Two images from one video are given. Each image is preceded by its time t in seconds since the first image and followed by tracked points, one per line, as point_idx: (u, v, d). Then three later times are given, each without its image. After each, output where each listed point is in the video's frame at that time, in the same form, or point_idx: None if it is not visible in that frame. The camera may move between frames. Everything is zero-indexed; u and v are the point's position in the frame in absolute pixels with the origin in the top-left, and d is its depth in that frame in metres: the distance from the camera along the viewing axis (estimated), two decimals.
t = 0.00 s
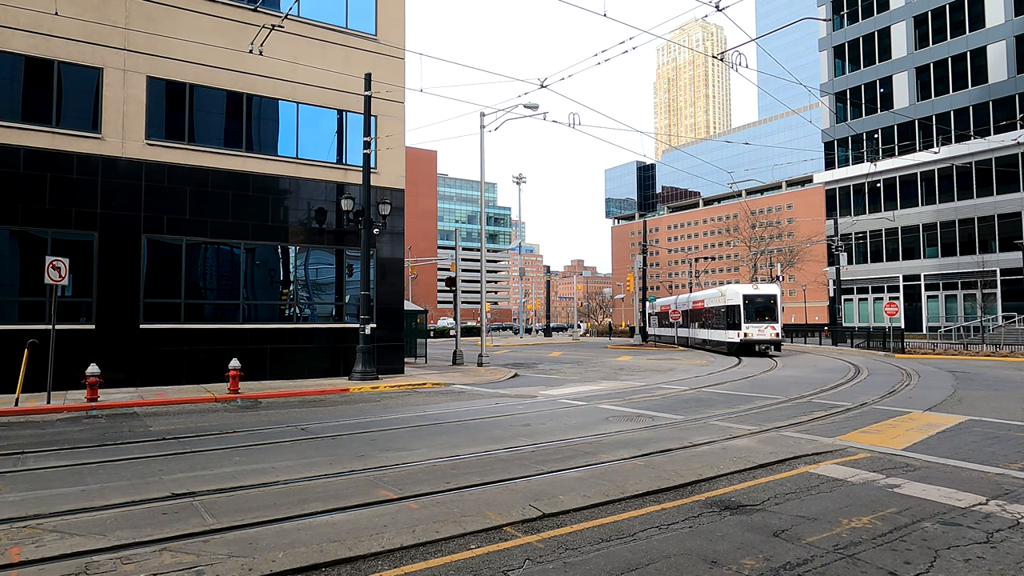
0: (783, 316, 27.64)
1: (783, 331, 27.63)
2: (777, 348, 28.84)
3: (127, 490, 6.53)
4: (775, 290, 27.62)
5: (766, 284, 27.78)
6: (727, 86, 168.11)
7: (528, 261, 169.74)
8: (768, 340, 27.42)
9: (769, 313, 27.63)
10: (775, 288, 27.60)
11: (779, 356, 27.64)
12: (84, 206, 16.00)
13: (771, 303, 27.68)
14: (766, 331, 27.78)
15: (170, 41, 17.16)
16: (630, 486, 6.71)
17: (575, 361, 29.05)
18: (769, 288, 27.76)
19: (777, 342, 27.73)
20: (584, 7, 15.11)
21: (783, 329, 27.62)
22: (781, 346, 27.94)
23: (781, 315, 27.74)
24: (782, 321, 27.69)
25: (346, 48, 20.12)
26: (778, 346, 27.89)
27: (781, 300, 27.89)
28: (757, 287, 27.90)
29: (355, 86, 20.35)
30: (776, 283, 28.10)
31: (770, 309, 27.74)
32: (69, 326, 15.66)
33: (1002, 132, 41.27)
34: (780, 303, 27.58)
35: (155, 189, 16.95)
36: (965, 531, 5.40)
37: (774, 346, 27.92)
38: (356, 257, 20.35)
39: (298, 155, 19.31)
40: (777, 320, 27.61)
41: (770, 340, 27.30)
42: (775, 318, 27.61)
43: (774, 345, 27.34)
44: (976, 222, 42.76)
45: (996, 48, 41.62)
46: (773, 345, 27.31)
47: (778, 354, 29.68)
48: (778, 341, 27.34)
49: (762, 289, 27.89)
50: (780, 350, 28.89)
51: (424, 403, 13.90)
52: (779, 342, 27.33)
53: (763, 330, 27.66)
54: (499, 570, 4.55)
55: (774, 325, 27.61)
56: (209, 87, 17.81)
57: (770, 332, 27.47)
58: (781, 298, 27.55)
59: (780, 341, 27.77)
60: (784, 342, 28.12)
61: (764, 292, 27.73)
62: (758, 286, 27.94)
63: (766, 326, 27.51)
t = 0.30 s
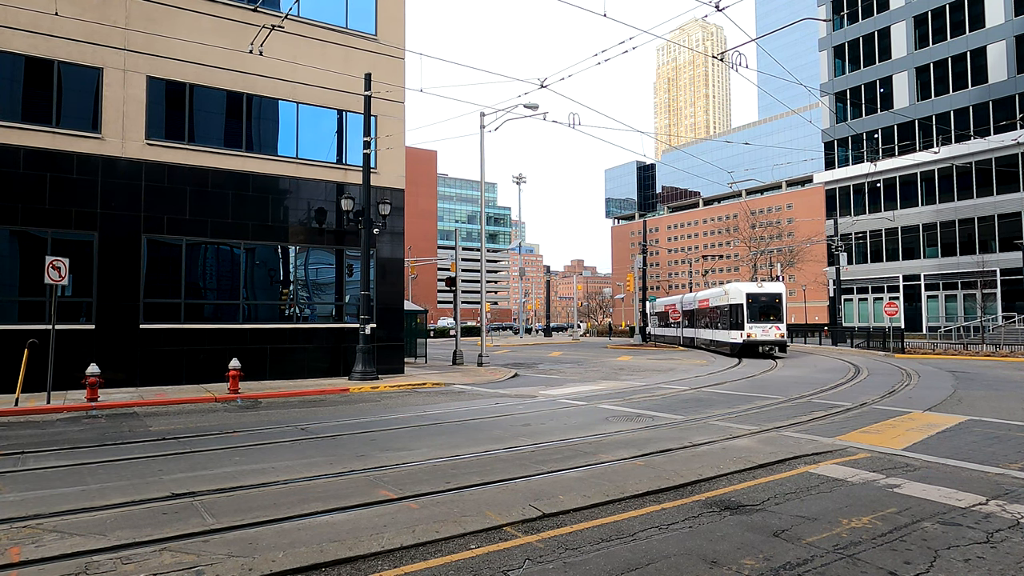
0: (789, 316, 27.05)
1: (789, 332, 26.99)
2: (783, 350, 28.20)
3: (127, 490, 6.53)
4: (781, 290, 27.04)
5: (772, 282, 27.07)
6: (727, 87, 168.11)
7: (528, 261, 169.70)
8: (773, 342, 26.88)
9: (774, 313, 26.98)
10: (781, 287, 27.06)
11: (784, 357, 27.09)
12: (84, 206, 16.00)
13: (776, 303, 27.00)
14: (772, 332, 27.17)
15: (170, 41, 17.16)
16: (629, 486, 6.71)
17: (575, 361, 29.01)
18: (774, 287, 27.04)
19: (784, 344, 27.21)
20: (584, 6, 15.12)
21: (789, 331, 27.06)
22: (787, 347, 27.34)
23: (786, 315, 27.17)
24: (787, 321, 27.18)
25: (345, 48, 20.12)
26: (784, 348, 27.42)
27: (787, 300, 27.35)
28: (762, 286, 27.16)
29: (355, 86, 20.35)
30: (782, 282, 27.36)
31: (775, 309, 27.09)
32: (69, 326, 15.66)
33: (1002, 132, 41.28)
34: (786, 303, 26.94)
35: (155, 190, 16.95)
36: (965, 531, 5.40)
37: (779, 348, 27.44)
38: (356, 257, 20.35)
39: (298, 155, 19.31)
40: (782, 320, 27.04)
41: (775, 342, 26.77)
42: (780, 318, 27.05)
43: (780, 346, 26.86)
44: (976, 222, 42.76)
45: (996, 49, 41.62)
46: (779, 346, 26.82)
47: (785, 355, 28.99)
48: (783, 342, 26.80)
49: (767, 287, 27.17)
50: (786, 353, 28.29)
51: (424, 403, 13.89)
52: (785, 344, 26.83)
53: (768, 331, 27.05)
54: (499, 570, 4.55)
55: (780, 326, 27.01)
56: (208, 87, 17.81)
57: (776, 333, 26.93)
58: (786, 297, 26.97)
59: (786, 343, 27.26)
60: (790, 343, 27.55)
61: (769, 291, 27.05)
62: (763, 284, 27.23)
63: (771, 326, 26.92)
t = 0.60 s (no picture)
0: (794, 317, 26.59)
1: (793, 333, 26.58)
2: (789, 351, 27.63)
3: (127, 490, 6.52)
4: (786, 289, 26.67)
5: (776, 281, 26.70)
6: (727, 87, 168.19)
7: (528, 261, 169.61)
8: (776, 343, 26.61)
9: (778, 312, 26.59)
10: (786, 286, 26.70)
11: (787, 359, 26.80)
12: (84, 206, 16.00)
13: (779, 302, 26.61)
14: (775, 332, 26.78)
15: (170, 41, 17.16)
16: (629, 486, 6.71)
17: (575, 361, 29.02)
18: (778, 285, 26.68)
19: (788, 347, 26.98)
20: (584, 7, 15.16)
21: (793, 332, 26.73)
22: (791, 348, 26.96)
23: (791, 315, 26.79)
24: (792, 322, 26.74)
25: (345, 48, 20.12)
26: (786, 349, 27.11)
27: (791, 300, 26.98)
28: (765, 284, 26.79)
29: (355, 86, 20.35)
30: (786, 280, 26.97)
31: (779, 308, 26.71)
32: (69, 326, 15.66)
33: (1002, 132, 41.29)
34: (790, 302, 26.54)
35: (155, 189, 16.95)
36: (965, 531, 5.40)
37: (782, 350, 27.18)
38: (356, 257, 20.35)
39: (298, 155, 19.31)
40: (786, 320, 26.66)
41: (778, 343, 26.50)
42: (785, 320, 26.67)
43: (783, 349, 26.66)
44: (976, 222, 42.76)
45: (996, 49, 41.63)
46: (782, 348, 26.61)
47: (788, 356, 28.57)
48: (787, 344, 26.54)
49: (770, 286, 26.82)
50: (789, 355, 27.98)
51: (424, 403, 13.89)
52: (789, 346, 26.60)
53: (771, 332, 26.69)
54: (498, 570, 4.55)
55: (783, 326, 26.57)
56: (209, 87, 17.81)
57: (779, 334, 26.60)
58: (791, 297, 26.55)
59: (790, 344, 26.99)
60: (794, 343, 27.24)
61: (772, 290, 26.66)
62: (766, 282, 26.86)
63: (775, 326, 26.52)
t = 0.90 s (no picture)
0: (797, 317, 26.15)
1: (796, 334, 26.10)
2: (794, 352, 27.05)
3: (127, 490, 6.52)
4: (789, 288, 26.28)
5: (779, 279, 26.32)
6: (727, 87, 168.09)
7: (528, 261, 169.60)
8: (778, 345, 26.22)
9: (780, 312, 26.19)
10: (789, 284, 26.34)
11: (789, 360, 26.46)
12: (85, 206, 16.00)
13: (782, 302, 26.21)
14: (777, 332, 26.50)
15: (170, 41, 17.17)
16: (629, 486, 6.71)
17: (575, 361, 29.01)
18: (780, 284, 26.31)
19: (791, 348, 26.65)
20: (584, 7, 15.17)
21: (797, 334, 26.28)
22: (793, 349, 26.52)
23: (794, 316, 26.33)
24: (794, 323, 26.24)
25: (346, 48, 20.12)
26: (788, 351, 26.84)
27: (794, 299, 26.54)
28: (768, 283, 26.37)
29: (355, 86, 20.35)
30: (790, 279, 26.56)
31: (781, 308, 26.32)
32: (69, 326, 15.66)
33: (1003, 132, 41.27)
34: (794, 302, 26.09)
35: (155, 189, 16.95)
36: (965, 531, 5.39)
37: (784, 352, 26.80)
38: (356, 257, 20.35)
39: (298, 155, 19.31)
40: (789, 321, 26.26)
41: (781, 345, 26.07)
42: (787, 320, 26.20)
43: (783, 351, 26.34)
44: (976, 222, 42.74)
45: (997, 49, 41.62)
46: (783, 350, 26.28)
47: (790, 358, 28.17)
48: (790, 345, 26.18)
49: (772, 285, 26.41)
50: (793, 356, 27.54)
51: (424, 403, 13.90)
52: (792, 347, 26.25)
53: (772, 333, 26.29)
54: (499, 570, 4.55)
55: (785, 327, 26.22)
56: (209, 87, 17.81)
57: (781, 334, 26.22)
58: (793, 296, 26.11)
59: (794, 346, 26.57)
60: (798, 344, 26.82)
61: (775, 289, 26.28)
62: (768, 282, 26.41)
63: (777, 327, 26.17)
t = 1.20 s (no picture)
0: (797, 317, 25.48)
1: (796, 334, 25.23)
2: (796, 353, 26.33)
3: (127, 490, 6.52)
4: (788, 286, 25.72)
5: (779, 277, 25.76)
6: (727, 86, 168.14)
7: (528, 261, 169.49)
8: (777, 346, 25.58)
9: (780, 312, 25.52)
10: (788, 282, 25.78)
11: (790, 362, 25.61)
12: (85, 206, 16.00)
13: (781, 301, 25.61)
14: (776, 333, 25.80)
15: (170, 41, 17.17)
16: (629, 486, 6.71)
17: (575, 361, 29.00)
18: (780, 282, 25.78)
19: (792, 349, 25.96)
20: (584, 6, 15.18)
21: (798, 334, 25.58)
22: (794, 351, 25.89)
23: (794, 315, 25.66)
24: (795, 323, 25.51)
25: (346, 48, 20.13)
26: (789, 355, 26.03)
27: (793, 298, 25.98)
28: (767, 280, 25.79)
29: (356, 86, 20.36)
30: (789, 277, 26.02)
31: (781, 308, 25.66)
32: (69, 326, 15.66)
33: (1002, 132, 41.28)
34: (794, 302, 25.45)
35: (155, 189, 16.95)
36: (965, 531, 5.40)
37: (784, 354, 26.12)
38: (356, 257, 20.36)
39: (298, 155, 19.31)
40: (789, 321, 25.63)
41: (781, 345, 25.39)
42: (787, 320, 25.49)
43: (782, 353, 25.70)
44: (976, 222, 42.73)
45: (996, 48, 41.62)
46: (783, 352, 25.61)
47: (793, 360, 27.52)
48: (790, 347, 25.46)
49: (772, 283, 25.78)
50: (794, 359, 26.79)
51: (423, 403, 13.89)
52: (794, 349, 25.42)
53: (771, 333, 25.66)
54: (499, 569, 4.55)
55: (785, 327, 25.60)
56: (209, 87, 17.81)
57: (781, 335, 25.57)
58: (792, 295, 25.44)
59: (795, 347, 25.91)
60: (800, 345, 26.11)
61: (774, 287, 25.74)
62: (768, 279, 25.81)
63: (776, 327, 25.53)
